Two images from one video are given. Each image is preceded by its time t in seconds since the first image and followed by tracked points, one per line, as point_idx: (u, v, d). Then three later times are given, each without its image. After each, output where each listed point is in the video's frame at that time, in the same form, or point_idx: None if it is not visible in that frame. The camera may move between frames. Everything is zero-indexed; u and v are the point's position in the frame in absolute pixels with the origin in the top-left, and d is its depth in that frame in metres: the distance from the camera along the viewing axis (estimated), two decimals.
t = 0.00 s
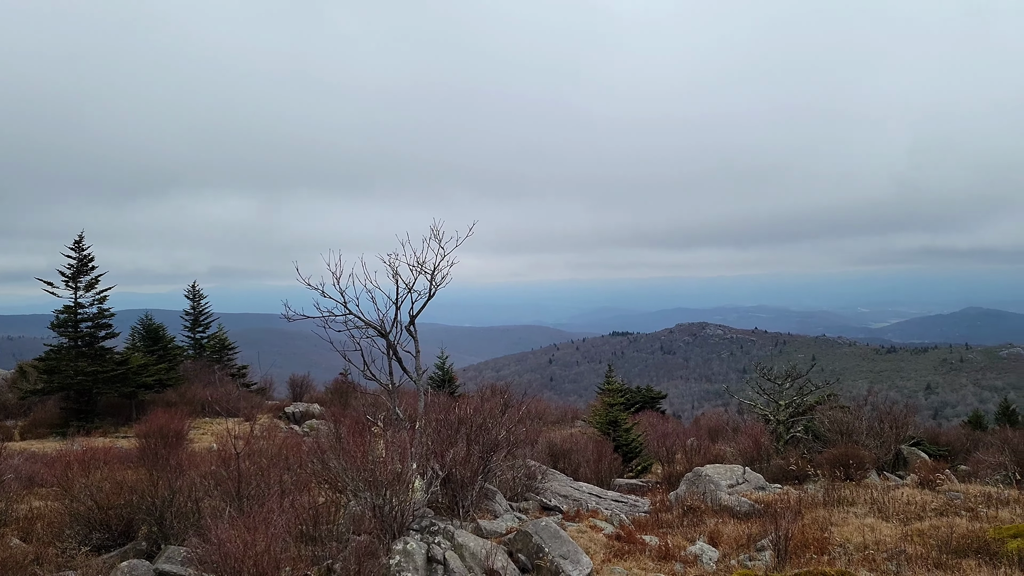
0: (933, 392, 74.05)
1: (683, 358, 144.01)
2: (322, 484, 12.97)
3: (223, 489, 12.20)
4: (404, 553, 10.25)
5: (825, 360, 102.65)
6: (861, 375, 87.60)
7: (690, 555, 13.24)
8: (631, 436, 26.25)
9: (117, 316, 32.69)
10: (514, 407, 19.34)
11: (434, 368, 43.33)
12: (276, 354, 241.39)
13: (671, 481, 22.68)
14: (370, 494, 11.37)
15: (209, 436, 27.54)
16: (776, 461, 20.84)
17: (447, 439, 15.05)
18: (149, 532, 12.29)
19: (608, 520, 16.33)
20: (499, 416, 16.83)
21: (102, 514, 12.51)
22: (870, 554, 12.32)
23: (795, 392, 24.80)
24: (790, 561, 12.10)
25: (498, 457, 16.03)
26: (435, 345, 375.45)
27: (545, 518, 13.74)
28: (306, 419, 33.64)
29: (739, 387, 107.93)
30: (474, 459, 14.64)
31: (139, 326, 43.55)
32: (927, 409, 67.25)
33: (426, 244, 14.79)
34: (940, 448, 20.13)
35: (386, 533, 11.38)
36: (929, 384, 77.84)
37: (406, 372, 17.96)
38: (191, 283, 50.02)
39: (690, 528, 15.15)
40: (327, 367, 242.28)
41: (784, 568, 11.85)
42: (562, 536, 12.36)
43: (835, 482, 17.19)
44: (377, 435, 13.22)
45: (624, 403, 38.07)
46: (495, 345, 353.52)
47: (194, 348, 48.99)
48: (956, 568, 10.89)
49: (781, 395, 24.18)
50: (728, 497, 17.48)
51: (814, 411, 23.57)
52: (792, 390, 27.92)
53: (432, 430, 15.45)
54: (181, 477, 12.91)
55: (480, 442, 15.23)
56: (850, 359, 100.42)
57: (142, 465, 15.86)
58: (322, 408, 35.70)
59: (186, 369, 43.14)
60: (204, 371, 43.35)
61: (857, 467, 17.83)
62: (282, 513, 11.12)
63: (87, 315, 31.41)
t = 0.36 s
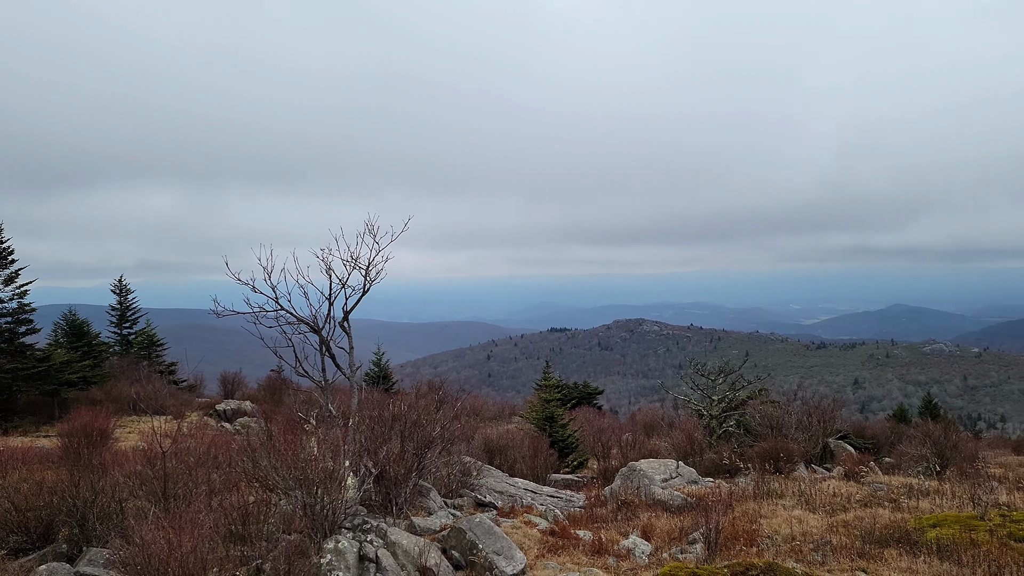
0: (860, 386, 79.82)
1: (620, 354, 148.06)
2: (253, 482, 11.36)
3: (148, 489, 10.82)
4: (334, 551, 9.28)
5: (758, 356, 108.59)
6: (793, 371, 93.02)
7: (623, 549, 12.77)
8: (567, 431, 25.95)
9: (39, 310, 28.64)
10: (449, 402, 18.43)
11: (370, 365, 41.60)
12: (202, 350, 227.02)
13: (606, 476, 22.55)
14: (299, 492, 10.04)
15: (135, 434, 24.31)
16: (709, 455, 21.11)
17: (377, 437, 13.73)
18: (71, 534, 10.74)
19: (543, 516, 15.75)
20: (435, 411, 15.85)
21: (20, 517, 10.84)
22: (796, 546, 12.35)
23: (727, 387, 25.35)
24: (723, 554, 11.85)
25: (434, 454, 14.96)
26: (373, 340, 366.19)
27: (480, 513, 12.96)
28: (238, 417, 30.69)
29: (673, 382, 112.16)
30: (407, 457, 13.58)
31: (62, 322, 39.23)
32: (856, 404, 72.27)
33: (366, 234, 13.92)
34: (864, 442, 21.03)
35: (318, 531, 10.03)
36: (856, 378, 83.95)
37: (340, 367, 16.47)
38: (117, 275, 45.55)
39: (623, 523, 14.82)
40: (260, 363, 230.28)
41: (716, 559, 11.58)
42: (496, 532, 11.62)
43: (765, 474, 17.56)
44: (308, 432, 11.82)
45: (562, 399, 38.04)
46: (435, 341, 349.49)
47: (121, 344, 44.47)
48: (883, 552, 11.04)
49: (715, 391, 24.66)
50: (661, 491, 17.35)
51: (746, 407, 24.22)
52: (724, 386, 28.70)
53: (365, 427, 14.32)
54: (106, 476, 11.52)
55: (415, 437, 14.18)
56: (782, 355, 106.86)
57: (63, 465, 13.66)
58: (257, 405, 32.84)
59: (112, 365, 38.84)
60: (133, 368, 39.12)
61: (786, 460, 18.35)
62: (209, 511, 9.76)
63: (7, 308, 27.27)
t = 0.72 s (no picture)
0: (792, 381, 84.51)
1: (557, 350, 149.89)
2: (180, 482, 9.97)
3: (67, 490, 9.50)
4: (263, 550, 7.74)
5: (692, 352, 112.96)
6: (726, 368, 97.33)
7: (555, 544, 12.19)
8: (503, 428, 25.25)
9: None
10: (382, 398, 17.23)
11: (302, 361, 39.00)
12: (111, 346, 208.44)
13: (541, 471, 22.18)
14: (224, 491, 8.54)
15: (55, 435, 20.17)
16: (643, 450, 21.17)
17: (307, 434, 12.58)
18: None
19: (476, 513, 14.96)
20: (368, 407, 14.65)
21: None
22: (725, 539, 12.05)
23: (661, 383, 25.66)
24: (653, 547, 11.41)
25: (367, 450, 13.72)
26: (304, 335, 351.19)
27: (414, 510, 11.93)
28: (165, 416, 27.14)
29: (609, 378, 114.71)
30: (339, 455, 12.32)
31: None
32: (787, 399, 76.51)
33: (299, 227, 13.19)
34: (793, 436, 21.79)
35: (247, 532, 8.65)
36: (788, 373, 88.80)
37: (269, 364, 14.40)
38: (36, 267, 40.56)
39: (557, 519, 14.30)
40: (178, 358, 214.48)
41: (647, 552, 11.12)
42: (428, 530, 10.78)
43: (697, 469, 17.74)
44: (236, 429, 10.55)
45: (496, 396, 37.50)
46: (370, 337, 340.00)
47: (40, 341, 39.43)
48: (810, 544, 10.94)
49: (649, 387, 24.84)
50: (595, 486, 16.98)
51: (679, 402, 24.57)
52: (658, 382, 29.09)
53: (295, 426, 12.94)
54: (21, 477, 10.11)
55: (348, 432, 12.84)
56: (716, 351, 111.72)
57: None
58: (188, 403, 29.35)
59: (29, 362, 33.97)
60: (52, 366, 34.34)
61: (718, 454, 18.64)
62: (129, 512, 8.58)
63: None
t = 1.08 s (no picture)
0: (732, 380, 88.49)
1: (501, 350, 149.88)
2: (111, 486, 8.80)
3: None
4: (196, 556, 7.02)
5: (635, 351, 116.14)
6: (667, 367, 100.41)
7: (496, 544, 11.64)
8: (446, 428, 24.37)
9: None
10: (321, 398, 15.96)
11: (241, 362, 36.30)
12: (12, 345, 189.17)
13: (484, 472, 21.64)
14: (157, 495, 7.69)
15: None
16: (585, 449, 21.06)
17: (247, 435, 11.29)
18: None
19: (417, 515, 14.13)
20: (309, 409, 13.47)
21: None
22: (664, 536, 11.69)
23: (603, 382, 25.69)
24: (593, 546, 11.01)
25: (306, 451, 12.71)
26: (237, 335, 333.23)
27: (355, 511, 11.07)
28: (100, 419, 23.86)
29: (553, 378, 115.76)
30: (277, 456, 11.15)
31: None
32: (728, 397, 79.88)
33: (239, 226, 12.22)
34: (731, 434, 22.30)
35: (182, 537, 7.77)
36: (728, 372, 92.83)
37: (204, 365, 12.84)
38: None
39: (499, 518, 13.78)
40: (93, 357, 197.63)
41: (587, 553, 10.70)
42: (368, 532, 9.92)
43: (638, 468, 17.72)
44: (171, 430, 9.53)
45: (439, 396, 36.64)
46: (308, 338, 327.16)
47: None
48: (749, 539, 10.81)
49: (592, 386, 24.78)
50: (536, 485, 16.55)
51: (620, 401, 24.65)
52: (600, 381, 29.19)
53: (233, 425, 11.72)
54: None
55: (285, 435, 11.61)
56: (656, 351, 115.53)
57: None
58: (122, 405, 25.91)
59: None
60: None
61: (658, 453, 18.75)
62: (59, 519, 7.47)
63: None
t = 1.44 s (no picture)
0: (677, 377, 91.50)
1: (448, 348, 148.23)
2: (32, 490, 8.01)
3: None
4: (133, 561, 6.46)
5: (581, 349, 117.92)
6: (613, 364, 102.68)
7: (440, 543, 11.02)
8: (391, 426, 23.50)
9: None
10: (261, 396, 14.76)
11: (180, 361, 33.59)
12: None
13: (429, 471, 20.94)
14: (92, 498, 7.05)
15: None
16: (530, 447, 20.81)
17: (182, 435, 10.11)
18: None
19: (360, 514, 13.26)
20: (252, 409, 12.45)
21: None
22: (609, 530, 11.39)
23: (549, 379, 25.54)
24: (537, 542, 10.60)
25: (246, 450, 11.58)
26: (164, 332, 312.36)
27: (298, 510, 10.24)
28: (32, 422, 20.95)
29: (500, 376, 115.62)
30: (218, 456, 10.03)
31: None
32: (673, 394, 82.40)
33: (176, 216, 11.16)
34: (674, 430, 22.67)
35: (117, 540, 7.18)
36: (673, 370, 95.83)
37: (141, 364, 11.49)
38: None
39: (445, 517, 13.20)
40: None
41: (531, 550, 10.28)
42: (311, 532, 9.11)
43: (583, 464, 17.61)
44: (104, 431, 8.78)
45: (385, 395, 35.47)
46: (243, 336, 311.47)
47: None
48: (691, 530, 10.71)
49: (537, 382, 24.54)
50: (482, 483, 16.05)
51: (566, 398, 24.51)
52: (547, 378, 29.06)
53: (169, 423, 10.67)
54: None
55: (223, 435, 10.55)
56: (603, 348, 117.82)
57: None
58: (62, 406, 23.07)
59: None
60: None
61: (602, 450, 18.76)
62: None
63: None
